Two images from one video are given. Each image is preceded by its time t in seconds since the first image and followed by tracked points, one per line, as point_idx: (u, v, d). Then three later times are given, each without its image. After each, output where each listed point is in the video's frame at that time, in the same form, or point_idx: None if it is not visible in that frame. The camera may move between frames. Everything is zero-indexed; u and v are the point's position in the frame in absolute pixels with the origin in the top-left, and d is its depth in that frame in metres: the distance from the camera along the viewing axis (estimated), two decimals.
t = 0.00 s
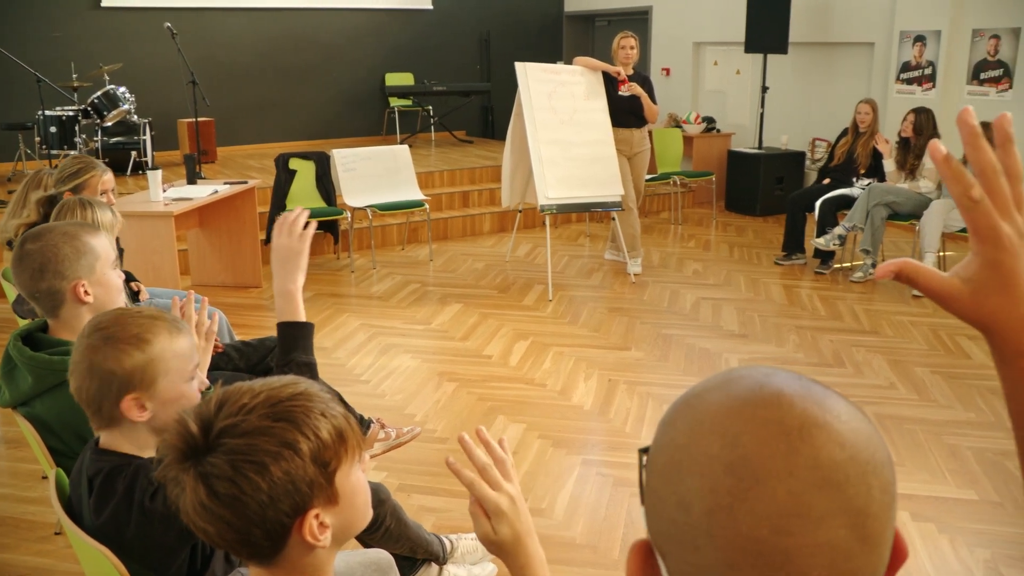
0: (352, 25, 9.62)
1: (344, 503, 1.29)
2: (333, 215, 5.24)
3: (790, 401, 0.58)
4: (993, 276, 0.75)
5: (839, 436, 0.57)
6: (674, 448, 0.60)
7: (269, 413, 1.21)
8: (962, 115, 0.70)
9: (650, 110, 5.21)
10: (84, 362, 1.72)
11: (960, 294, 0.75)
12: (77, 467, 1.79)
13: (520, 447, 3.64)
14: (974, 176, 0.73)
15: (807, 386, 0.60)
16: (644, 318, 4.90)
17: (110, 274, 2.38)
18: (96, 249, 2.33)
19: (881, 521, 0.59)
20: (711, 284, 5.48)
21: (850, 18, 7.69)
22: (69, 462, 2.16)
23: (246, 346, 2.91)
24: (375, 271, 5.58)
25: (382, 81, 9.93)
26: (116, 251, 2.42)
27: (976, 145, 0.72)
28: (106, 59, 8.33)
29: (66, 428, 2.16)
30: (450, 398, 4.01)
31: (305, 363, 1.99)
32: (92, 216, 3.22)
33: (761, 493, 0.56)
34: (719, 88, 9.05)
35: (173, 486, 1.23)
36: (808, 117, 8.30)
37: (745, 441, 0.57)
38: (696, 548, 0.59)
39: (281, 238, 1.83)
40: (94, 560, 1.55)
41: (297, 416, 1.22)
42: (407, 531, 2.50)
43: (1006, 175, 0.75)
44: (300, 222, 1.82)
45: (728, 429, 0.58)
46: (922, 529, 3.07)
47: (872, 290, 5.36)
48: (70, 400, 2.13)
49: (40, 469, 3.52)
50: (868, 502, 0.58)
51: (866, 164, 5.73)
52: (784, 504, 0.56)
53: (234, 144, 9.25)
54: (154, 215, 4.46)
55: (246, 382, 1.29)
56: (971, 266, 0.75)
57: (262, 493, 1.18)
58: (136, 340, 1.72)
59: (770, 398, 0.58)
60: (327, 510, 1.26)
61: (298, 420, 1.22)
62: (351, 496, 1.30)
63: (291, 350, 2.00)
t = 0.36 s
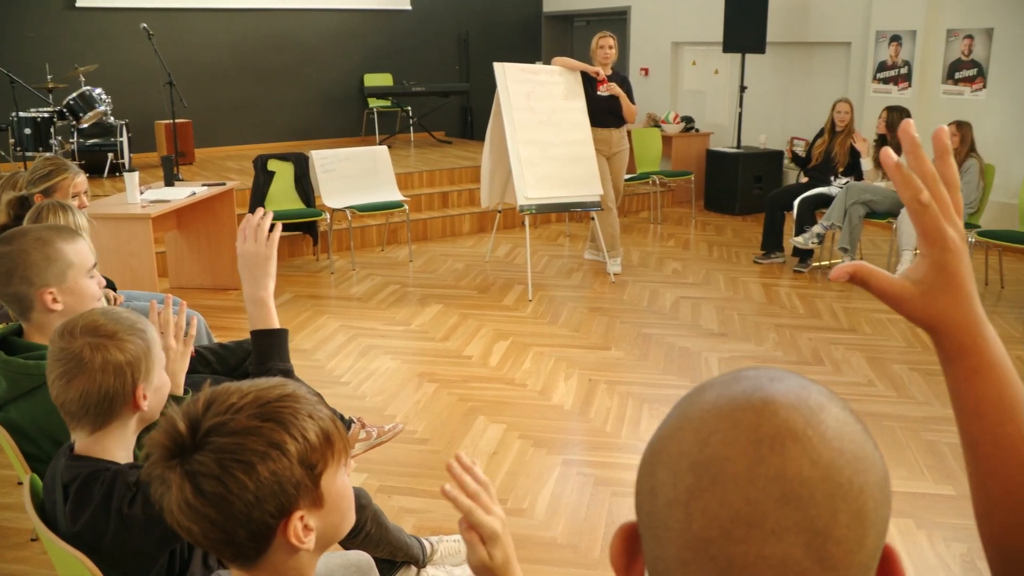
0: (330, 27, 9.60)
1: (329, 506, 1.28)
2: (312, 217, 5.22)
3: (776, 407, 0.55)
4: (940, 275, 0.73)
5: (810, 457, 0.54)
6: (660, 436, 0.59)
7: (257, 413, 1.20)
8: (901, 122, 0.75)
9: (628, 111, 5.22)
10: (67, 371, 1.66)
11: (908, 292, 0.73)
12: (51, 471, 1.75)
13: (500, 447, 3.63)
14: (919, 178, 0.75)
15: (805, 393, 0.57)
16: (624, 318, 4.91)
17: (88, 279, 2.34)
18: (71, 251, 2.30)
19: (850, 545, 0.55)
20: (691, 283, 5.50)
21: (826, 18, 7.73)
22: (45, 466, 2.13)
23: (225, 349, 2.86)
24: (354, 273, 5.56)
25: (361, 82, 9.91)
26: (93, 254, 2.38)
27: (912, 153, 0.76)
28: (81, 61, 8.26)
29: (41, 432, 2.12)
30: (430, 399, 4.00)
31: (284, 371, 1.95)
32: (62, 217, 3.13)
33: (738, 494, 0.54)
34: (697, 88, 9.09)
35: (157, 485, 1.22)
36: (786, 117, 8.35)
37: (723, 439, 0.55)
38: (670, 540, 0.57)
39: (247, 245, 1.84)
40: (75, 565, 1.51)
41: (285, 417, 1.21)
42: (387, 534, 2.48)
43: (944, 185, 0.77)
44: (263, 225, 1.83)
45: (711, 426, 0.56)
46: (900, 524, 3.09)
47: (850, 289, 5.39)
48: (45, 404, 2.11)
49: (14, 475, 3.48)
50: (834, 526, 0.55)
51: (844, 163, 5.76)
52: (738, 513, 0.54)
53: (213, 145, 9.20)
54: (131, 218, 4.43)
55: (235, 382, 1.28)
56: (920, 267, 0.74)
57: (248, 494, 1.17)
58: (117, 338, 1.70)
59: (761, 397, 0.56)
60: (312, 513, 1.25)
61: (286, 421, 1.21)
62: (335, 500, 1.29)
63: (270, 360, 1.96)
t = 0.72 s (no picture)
0: (310, 29, 9.58)
1: (321, 516, 1.27)
2: (293, 219, 5.20)
3: (757, 401, 0.57)
4: (916, 277, 0.73)
5: (782, 445, 0.56)
6: (647, 429, 0.61)
7: (257, 426, 1.19)
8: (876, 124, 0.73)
9: (609, 112, 5.23)
10: (40, 379, 1.63)
11: (885, 293, 0.73)
12: (26, 478, 1.72)
13: (482, 449, 3.63)
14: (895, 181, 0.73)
15: (785, 387, 0.59)
16: (606, 318, 4.92)
17: (53, 295, 2.18)
18: (33, 262, 2.13)
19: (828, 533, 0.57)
20: (672, 283, 5.51)
21: (804, 19, 7.78)
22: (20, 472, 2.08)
23: (197, 349, 2.82)
24: (335, 275, 5.55)
25: (341, 84, 9.90)
26: (67, 265, 2.21)
27: (887, 153, 0.74)
28: (58, 63, 8.20)
29: (16, 438, 2.06)
30: (411, 401, 4.00)
31: (262, 377, 1.93)
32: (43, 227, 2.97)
33: (722, 482, 0.56)
34: (677, 88, 9.12)
35: (150, 497, 1.20)
36: (766, 117, 8.39)
37: (706, 431, 0.57)
38: (656, 528, 0.58)
39: (224, 251, 1.84)
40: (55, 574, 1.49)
41: (284, 430, 1.21)
42: (371, 540, 2.46)
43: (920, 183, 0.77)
44: (241, 232, 1.83)
45: (689, 419, 0.58)
46: (880, 521, 3.11)
47: (830, 288, 5.42)
48: (19, 409, 2.05)
49: None
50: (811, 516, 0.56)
51: (823, 162, 5.78)
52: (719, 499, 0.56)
53: (192, 148, 9.14)
54: (110, 221, 4.39)
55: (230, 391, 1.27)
56: (896, 267, 0.73)
57: (248, 508, 1.16)
58: (94, 347, 1.66)
59: (738, 390, 0.58)
60: (305, 523, 1.24)
61: (285, 434, 1.20)
62: (326, 510, 1.28)
63: (249, 364, 1.94)
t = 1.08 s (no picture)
0: (289, 29, 9.55)
1: (308, 529, 1.23)
2: (272, 221, 5.18)
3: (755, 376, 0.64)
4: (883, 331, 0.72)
5: (763, 429, 0.62)
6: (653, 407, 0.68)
7: (243, 445, 1.12)
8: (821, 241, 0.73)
9: (588, 111, 5.24)
10: (18, 386, 1.59)
11: (863, 347, 0.71)
12: (5, 480, 1.64)
13: (463, 449, 3.62)
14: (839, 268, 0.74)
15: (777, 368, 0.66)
16: (586, 318, 4.93)
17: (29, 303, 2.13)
18: (7, 270, 2.08)
19: (807, 516, 0.64)
20: (652, 282, 5.52)
21: (782, 19, 7.82)
22: None
23: (176, 350, 2.73)
24: (314, 277, 5.52)
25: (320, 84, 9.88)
26: (42, 272, 2.16)
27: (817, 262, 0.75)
28: (32, 64, 8.13)
29: None
30: (392, 402, 3.98)
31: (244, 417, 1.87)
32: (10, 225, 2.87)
33: (707, 455, 0.63)
34: (657, 88, 9.16)
35: (134, 520, 1.13)
36: (745, 117, 8.43)
37: (708, 406, 0.64)
38: (651, 496, 0.66)
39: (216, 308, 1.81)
40: None
41: (271, 447, 1.14)
42: (352, 539, 2.45)
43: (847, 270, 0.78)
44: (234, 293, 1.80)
45: (679, 400, 0.65)
46: (859, 516, 3.14)
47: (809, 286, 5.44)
48: None
49: None
50: (784, 504, 0.63)
51: (802, 161, 5.81)
52: (706, 476, 0.63)
53: (171, 149, 9.08)
54: (86, 223, 4.36)
55: (211, 402, 1.19)
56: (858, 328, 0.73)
57: (237, 530, 1.10)
58: (71, 352, 1.63)
59: (730, 369, 0.65)
60: (294, 538, 1.19)
61: (272, 452, 1.14)
62: (314, 523, 1.24)
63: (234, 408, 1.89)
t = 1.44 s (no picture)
0: (270, 30, 9.53)
1: (298, 539, 1.24)
2: (253, 222, 5.16)
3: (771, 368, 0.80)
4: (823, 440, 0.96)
5: (783, 397, 0.76)
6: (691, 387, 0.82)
7: (240, 458, 1.12)
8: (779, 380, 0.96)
9: (568, 112, 5.25)
10: None
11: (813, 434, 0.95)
12: None
13: (445, 450, 3.62)
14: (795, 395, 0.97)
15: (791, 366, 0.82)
16: (568, 318, 4.93)
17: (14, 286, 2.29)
18: None
19: (814, 483, 0.77)
20: (633, 282, 5.54)
21: (762, 19, 7.86)
22: None
23: (163, 354, 2.73)
24: (296, 279, 5.50)
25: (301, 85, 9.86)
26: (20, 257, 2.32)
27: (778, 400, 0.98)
28: (10, 66, 8.05)
29: None
30: (374, 404, 3.97)
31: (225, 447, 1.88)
32: None
33: (733, 416, 0.77)
34: (638, 88, 9.19)
35: (129, 534, 1.12)
36: (726, 117, 8.47)
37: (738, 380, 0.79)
38: (681, 452, 0.80)
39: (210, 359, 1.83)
40: None
41: (266, 459, 1.14)
42: (334, 541, 2.44)
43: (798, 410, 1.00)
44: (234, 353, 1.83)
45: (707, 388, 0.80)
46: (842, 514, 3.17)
47: (790, 285, 5.47)
48: None
49: None
50: (793, 464, 0.76)
51: (782, 161, 5.84)
52: (729, 434, 0.77)
53: (152, 151, 9.02)
54: (65, 226, 4.33)
55: (203, 413, 1.20)
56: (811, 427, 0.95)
57: (234, 543, 1.10)
58: (41, 366, 1.58)
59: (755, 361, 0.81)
60: (285, 549, 1.20)
61: (267, 463, 1.14)
62: (304, 533, 1.25)
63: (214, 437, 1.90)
